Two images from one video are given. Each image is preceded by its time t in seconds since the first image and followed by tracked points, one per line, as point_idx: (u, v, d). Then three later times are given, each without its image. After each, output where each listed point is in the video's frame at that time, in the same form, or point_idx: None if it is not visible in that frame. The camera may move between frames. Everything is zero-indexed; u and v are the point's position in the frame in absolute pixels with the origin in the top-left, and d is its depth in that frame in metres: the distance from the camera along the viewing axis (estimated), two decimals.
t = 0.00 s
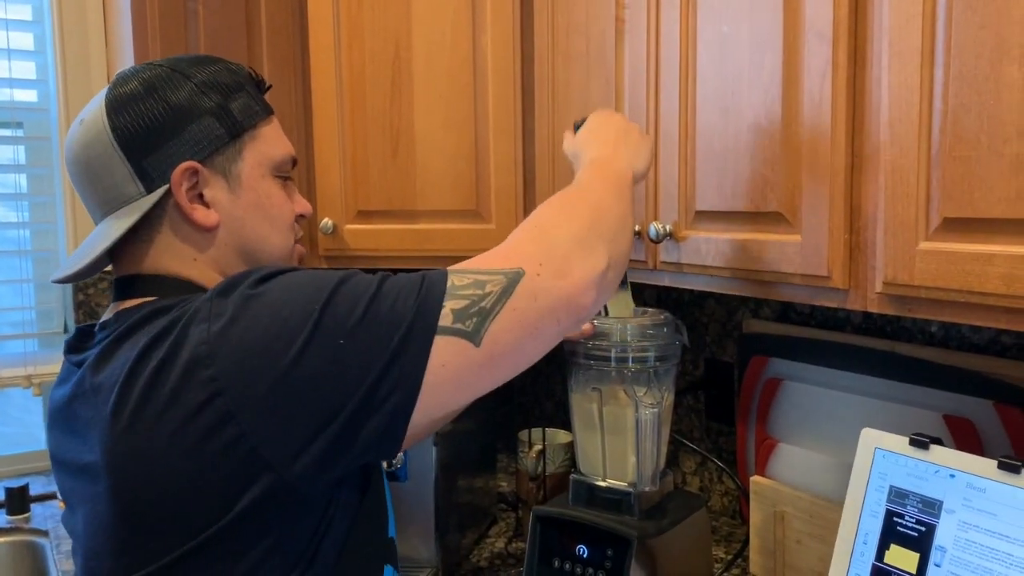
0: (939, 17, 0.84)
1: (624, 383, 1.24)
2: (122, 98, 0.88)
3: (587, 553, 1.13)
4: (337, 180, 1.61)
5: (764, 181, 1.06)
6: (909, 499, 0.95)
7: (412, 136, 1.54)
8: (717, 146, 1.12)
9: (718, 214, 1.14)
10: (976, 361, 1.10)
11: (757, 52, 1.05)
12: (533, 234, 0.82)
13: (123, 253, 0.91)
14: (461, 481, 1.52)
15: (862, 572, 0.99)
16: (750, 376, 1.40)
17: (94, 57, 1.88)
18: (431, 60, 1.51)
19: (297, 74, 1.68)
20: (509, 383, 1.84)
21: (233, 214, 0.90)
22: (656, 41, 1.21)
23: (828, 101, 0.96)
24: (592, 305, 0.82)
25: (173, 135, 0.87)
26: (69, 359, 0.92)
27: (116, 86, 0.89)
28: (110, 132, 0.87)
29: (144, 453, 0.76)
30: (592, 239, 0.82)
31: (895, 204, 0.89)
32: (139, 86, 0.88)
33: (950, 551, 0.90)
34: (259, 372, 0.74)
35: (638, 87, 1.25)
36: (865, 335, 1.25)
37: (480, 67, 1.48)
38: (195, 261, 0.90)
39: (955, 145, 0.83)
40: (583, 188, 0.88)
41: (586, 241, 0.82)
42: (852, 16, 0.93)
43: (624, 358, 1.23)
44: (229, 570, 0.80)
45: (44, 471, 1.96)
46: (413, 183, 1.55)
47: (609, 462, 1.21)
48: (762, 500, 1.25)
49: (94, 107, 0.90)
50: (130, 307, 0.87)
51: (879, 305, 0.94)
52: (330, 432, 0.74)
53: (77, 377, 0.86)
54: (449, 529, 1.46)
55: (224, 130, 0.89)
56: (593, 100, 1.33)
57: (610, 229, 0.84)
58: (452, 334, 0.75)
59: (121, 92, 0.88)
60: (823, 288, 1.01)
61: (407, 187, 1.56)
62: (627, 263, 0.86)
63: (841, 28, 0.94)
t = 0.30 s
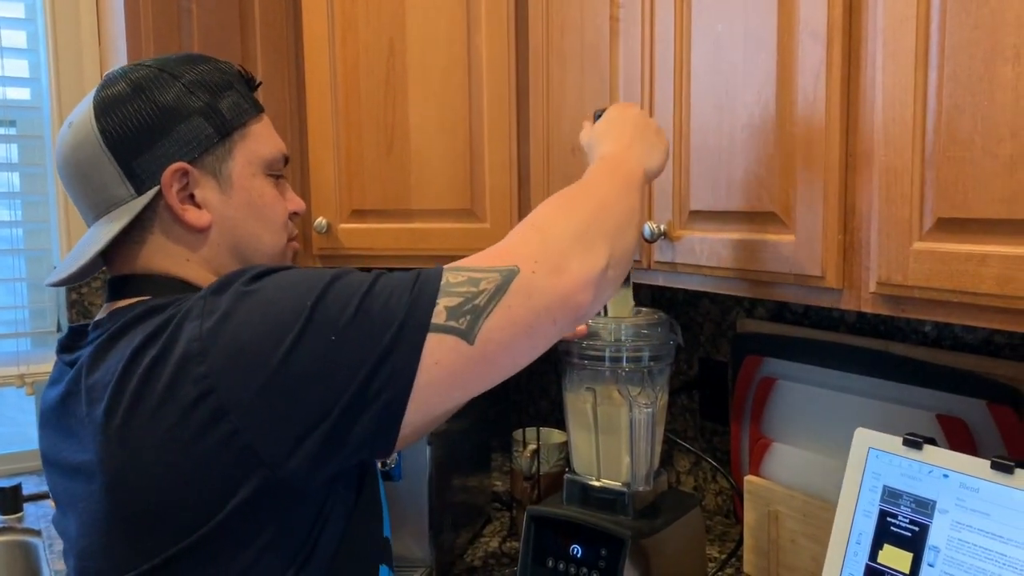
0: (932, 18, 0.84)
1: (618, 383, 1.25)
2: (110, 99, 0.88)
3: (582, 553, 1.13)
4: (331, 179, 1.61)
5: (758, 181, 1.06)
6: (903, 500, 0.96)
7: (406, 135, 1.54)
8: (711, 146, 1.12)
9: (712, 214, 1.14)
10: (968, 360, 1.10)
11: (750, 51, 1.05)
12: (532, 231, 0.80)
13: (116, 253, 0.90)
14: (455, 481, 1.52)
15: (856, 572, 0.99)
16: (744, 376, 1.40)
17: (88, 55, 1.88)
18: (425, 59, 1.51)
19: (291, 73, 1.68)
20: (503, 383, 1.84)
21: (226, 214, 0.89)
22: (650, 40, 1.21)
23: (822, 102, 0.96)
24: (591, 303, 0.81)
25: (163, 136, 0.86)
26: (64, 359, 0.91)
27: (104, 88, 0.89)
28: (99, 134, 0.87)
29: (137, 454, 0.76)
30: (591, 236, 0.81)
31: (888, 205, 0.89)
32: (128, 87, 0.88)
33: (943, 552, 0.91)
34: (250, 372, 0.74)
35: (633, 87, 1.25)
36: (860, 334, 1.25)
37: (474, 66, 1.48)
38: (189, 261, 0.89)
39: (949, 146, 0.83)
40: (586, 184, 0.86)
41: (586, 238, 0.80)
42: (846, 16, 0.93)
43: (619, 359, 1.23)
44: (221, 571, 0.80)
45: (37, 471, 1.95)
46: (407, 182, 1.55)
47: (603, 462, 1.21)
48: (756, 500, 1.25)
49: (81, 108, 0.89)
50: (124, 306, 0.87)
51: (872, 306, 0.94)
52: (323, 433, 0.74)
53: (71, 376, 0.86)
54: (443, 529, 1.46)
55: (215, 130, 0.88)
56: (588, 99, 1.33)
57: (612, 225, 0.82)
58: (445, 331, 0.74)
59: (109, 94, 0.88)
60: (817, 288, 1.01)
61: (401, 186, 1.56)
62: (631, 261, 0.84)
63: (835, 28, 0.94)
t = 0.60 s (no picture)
0: (930, 17, 0.83)
1: (614, 382, 1.25)
2: (102, 98, 0.87)
3: (577, 552, 1.12)
4: (327, 178, 1.60)
5: (754, 180, 1.06)
6: (898, 500, 0.96)
7: (401, 133, 1.54)
8: (707, 145, 1.12)
9: (708, 213, 1.14)
10: (964, 360, 1.10)
11: (747, 50, 1.04)
12: (530, 243, 0.80)
13: (109, 252, 0.90)
14: (450, 480, 1.52)
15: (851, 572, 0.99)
16: (740, 376, 1.40)
17: (82, 52, 1.87)
18: (420, 58, 1.50)
19: (287, 71, 1.68)
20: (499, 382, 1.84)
21: (219, 212, 0.89)
22: (647, 38, 1.20)
23: (818, 101, 0.96)
24: (588, 320, 0.80)
25: (155, 135, 0.86)
26: (56, 358, 0.91)
27: (96, 86, 0.88)
28: (90, 134, 0.87)
29: (129, 454, 0.76)
30: (590, 251, 0.80)
31: (885, 205, 0.89)
32: (120, 86, 0.87)
33: (939, 551, 0.91)
34: (242, 373, 0.73)
35: (629, 86, 1.24)
36: (855, 334, 1.25)
37: (470, 64, 1.48)
38: (182, 260, 0.89)
39: (945, 145, 0.83)
40: (592, 193, 0.85)
41: (586, 256, 0.79)
42: (842, 15, 0.93)
43: (614, 358, 1.23)
44: (215, 572, 0.80)
45: (31, 470, 1.95)
46: (403, 181, 1.55)
47: (598, 461, 1.21)
48: (752, 500, 1.25)
49: (73, 107, 0.89)
50: (116, 305, 0.87)
51: (868, 305, 0.94)
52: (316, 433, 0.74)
53: (62, 375, 0.85)
54: (438, 528, 1.46)
55: (208, 129, 0.88)
56: (584, 98, 1.32)
57: (613, 241, 0.81)
58: (438, 344, 0.74)
59: (100, 93, 0.88)
60: (812, 287, 1.01)
61: (397, 185, 1.55)
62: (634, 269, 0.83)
63: (832, 26, 0.93)
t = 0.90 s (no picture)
0: (926, 18, 0.83)
1: (609, 381, 1.24)
2: (94, 100, 0.87)
3: (573, 552, 1.12)
4: (323, 178, 1.60)
5: (750, 180, 1.06)
6: (894, 500, 0.96)
7: (397, 134, 1.53)
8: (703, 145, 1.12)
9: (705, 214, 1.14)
10: (960, 361, 1.10)
11: (743, 51, 1.04)
12: (534, 280, 0.77)
13: (102, 252, 0.90)
14: (446, 480, 1.52)
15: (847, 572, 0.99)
16: (736, 375, 1.40)
17: (78, 51, 1.86)
18: (417, 57, 1.50)
19: (283, 70, 1.67)
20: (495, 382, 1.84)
21: (212, 212, 0.89)
22: (644, 37, 1.20)
23: (814, 102, 0.95)
24: (582, 368, 0.78)
25: (147, 135, 0.86)
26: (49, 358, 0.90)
27: (89, 87, 0.88)
28: (83, 137, 0.87)
29: (121, 455, 0.75)
30: (594, 298, 0.77)
31: (881, 207, 0.89)
32: (112, 87, 0.87)
33: (934, 552, 0.91)
34: (230, 380, 0.73)
35: (625, 85, 1.24)
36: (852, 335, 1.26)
37: (467, 64, 1.48)
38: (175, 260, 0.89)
39: (941, 146, 0.83)
40: (610, 231, 0.82)
41: (588, 303, 0.77)
42: (839, 15, 0.93)
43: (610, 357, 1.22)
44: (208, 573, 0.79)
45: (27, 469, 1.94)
46: (398, 181, 1.55)
47: (594, 462, 1.21)
48: (748, 500, 1.25)
49: (65, 107, 0.88)
50: (110, 305, 0.87)
51: (864, 306, 0.94)
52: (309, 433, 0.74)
53: (53, 376, 0.85)
54: (434, 528, 1.46)
55: (200, 130, 0.88)
56: (581, 97, 1.32)
57: (620, 290, 0.79)
58: (426, 383, 0.74)
59: (93, 94, 0.87)
60: (808, 287, 1.01)
61: (392, 185, 1.55)
62: (642, 310, 0.81)
63: (828, 27, 0.93)
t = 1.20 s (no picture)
0: (927, 17, 0.83)
1: (611, 381, 1.25)
2: (96, 100, 0.87)
3: (574, 552, 1.12)
4: (323, 177, 1.60)
5: (751, 180, 1.06)
6: (895, 500, 0.96)
7: (398, 133, 1.53)
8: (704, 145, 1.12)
9: (706, 213, 1.14)
10: (960, 360, 1.10)
11: (744, 51, 1.04)
12: (527, 259, 0.77)
13: (104, 251, 0.90)
14: (446, 479, 1.52)
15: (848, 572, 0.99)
16: (737, 375, 1.40)
17: (79, 50, 1.86)
18: (417, 56, 1.50)
19: (284, 70, 1.67)
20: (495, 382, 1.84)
21: (214, 211, 0.89)
22: (644, 37, 1.20)
23: (815, 102, 0.95)
24: (584, 340, 0.78)
25: (149, 134, 0.86)
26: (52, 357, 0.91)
27: (90, 87, 0.88)
28: (85, 136, 0.86)
29: (123, 453, 0.75)
30: (590, 272, 0.77)
31: (882, 208, 0.89)
32: (114, 86, 0.87)
33: (935, 552, 0.91)
34: (231, 373, 0.73)
35: (625, 84, 1.24)
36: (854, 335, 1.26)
37: (468, 64, 1.48)
38: (177, 259, 0.89)
39: (943, 146, 0.83)
40: (597, 207, 0.81)
41: (585, 277, 0.76)
42: (840, 14, 0.93)
43: (611, 357, 1.23)
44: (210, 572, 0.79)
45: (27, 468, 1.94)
46: (399, 180, 1.54)
47: (595, 462, 1.21)
48: (749, 499, 1.25)
49: (67, 107, 0.88)
50: (113, 304, 0.87)
51: (865, 306, 0.94)
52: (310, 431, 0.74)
53: (56, 375, 0.85)
54: (434, 527, 1.46)
55: (202, 128, 0.88)
56: (582, 97, 1.32)
57: (615, 262, 0.78)
58: (426, 362, 0.73)
59: (94, 94, 0.87)
60: (809, 287, 1.01)
61: (393, 184, 1.55)
62: (639, 279, 0.81)
63: (828, 26, 0.93)
